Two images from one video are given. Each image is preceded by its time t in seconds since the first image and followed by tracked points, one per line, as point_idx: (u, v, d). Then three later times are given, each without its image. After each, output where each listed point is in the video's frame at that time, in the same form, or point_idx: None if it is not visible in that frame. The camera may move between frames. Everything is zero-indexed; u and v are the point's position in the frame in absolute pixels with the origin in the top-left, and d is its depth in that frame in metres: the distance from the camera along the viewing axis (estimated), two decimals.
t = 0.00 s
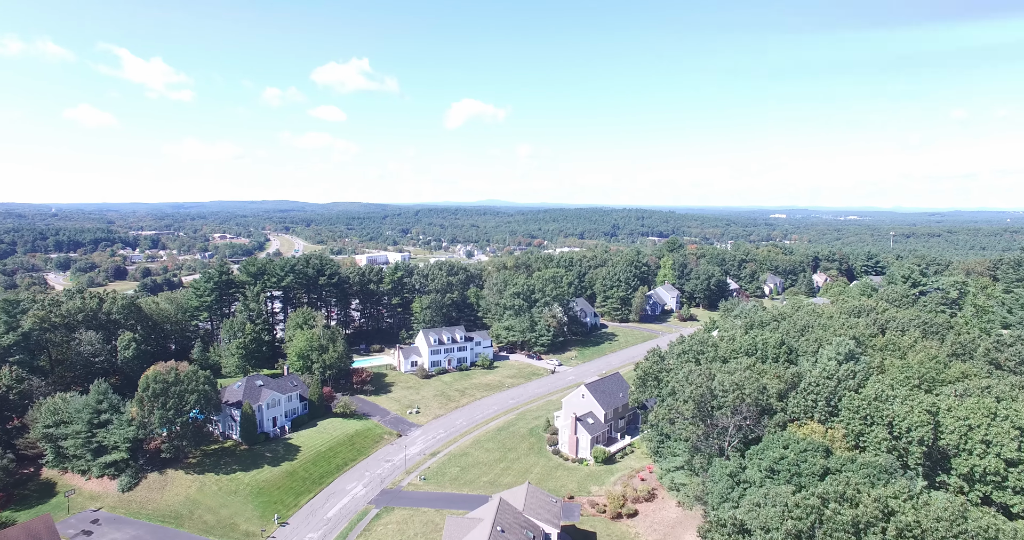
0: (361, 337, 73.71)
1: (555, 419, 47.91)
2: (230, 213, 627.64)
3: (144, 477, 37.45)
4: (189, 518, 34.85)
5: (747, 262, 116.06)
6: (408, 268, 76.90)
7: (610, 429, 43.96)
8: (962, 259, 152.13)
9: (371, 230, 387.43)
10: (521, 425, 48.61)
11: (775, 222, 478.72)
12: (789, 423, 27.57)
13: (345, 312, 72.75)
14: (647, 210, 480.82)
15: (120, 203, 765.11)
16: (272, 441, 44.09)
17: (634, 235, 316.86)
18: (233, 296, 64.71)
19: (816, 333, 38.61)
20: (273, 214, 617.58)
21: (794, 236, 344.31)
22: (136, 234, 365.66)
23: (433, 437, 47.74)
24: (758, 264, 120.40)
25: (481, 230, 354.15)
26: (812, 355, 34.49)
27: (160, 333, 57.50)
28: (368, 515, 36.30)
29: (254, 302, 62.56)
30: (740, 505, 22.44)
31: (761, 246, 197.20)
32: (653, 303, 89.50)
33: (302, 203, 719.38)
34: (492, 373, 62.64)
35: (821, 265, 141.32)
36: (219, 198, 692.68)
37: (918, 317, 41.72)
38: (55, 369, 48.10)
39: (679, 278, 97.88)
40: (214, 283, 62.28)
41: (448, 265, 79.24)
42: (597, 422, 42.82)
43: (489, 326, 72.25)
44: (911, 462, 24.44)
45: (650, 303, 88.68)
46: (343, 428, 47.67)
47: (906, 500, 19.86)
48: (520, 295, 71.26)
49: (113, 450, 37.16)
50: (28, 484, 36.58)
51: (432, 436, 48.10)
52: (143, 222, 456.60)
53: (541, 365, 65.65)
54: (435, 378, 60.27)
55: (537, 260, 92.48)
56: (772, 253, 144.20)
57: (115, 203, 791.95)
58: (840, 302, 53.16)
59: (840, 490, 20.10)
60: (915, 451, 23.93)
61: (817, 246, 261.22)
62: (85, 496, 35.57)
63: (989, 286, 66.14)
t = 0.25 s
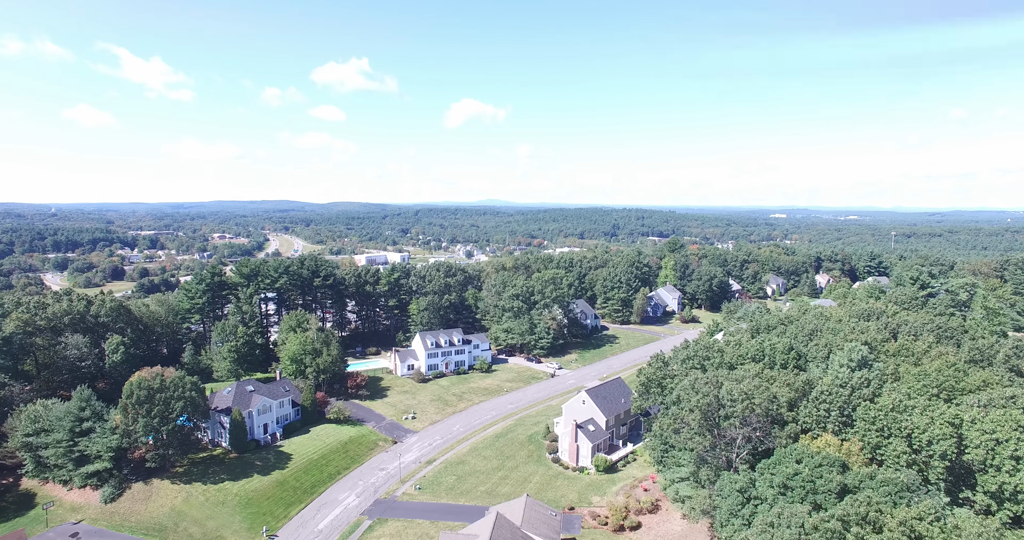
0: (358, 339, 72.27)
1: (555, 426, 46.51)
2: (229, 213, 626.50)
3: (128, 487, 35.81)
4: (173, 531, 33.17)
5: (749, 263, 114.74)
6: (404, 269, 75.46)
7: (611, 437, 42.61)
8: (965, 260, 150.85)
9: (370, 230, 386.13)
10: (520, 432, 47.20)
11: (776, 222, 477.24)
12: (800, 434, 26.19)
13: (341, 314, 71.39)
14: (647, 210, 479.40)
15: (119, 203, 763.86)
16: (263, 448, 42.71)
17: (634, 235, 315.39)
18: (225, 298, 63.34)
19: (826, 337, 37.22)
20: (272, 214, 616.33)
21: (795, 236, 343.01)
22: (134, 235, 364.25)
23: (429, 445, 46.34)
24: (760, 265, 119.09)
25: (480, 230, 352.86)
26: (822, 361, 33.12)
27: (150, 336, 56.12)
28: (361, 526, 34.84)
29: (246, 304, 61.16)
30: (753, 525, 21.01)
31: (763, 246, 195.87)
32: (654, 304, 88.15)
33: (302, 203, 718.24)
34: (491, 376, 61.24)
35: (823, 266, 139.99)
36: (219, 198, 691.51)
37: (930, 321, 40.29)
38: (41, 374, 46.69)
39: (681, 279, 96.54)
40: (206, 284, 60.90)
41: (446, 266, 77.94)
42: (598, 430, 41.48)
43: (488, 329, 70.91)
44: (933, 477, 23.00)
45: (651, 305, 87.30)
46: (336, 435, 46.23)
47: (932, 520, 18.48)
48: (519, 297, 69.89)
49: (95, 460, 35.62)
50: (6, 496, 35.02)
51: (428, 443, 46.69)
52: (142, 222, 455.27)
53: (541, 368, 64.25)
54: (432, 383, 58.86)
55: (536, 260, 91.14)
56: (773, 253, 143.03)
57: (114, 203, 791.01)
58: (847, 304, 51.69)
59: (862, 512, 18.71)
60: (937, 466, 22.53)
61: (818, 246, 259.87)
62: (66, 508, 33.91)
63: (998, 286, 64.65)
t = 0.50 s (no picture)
0: (354, 342, 70.86)
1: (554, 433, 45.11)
2: (228, 213, 625.24)
3: (110, 499, 34.13)
4: None
5: (751, 263, 113.35)
6: (401, 270, 74.12)
7: (612, 445, 41.22)
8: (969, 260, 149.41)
9: (370, 230, 384.85)
10: (518, 439, 45.79)
11: (777, 222, 475.90)
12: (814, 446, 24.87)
13: (336, 316, 69.97)
14: (648, 210, 477.97)
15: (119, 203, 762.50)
16: (253, 457, 41.19)
17: (634, 235, 313.85)
18: (217, 300, 61.82)
19: (835, 341, 35.88)
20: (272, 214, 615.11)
21: (796, 236, 341.50)
22: (133, 234, 362.67)
23: (424, 452, 44.92)
24: (763, 265, 117.85)
25: (480, 230, 351.50)
26: (833, 368, 31.76)
27: (139, 339, 54.60)
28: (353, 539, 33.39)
29: (239, 306, 59.70)
30: None
31: (764, 246, 194.59)
32: (656, 305, 86.81)
33: (301, 203, 716.87)
34: (489, 380, 59.85)
35: (825, 266, 138.70)
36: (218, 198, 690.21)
37: (942, 325, 38.92)
38: (26, 379, 45.29)
39: (682, 280, 95.19)
40: (198, 286, 59.34)
41: (444, 266, 76.50)
42: (599, 437, 40.10)
43: (486, 331, 69.51)
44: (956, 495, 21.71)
45: (653, 306, 85.88)
46: (329, 442, 44.81)
47: None
48: (517, 298, 68.49)
49: (76, 470, 33.99)
50: None
51: (423, 450, 45.27)
52: (141, 222, 453.84)
53: (540, 371, 62.82)
54: (428, 387, 57.45)
55: (536, 261, 89.75)
56: (776, 253, 141.78)
57: (113, 203, 789.77)
58: (854, 306, 50.08)
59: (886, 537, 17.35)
60: (961, 482, 21.20)
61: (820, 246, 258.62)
62: (43, 521, 32.46)
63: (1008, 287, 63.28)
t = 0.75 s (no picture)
0: (350, 345, 69.45)
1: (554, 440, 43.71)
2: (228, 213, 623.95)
3: (90, 511, 32.45)
4: None
5: (754, 263, 111.87)
6: (398, 272, 72.72)
7: (614, 453, 39.84)
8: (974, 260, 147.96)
9: (370, 230, 383.38)
10: (516, 446, 44.37)
11: (778, 222, 474.48)
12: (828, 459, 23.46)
13: (332, 318, 68.65)
14: (648, 210, 476.53)
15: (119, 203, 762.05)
16: (242, 465, 39.78)
17: (635, 235, 312.17)
18: (210, 302, 60.41)
19: (847, 345, 34.42)
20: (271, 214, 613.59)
21: (797, 236, 339.88)
22: (132, 235, 361.55)
23: (419, 460, 43.47)
24: (766, 265, 116.55)
25: (480, 230, 350.27)
26: (846, 374, 30.31)
27: (129, 343, 53.16)
28: None
29: (231, 308, 58.27)
30: None
31: (766, 246, 193.33)
32: (658, 306, 85.48)
33: (302, 203, 716.23)
34: (487, 384, 58.48)
35: (829, 266, 137.39)
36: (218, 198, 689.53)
37: (957, 328, 37.49)
38: (9, 384, 43.64)
39: (684, 281, 93.87)
40: (190, 288, 57.91)
41: (441, 267, 75.14)
42: (600, 446, 38.72)
43: (485, 333, 68.15)
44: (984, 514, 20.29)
45: (654, 307, 84.45)
46: (321, 449, 43.39)
47: None
48: (516, 300, 67.11)
49: (55, 481, 32.63)
50: None
51: (418, 458, 43.82)
52: (140, 222, 452.53)
53: (539, 375, 61.39)
54: (425, 391, 56.02)
55: (535, 262, 88.34)
56: (778, 253, 140.53)
57: (114, 203, 789.35)
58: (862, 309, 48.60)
59: None
60: (990, 501, 19.80)
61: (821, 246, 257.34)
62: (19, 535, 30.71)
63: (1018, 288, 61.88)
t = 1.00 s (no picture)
0: (345, 347, 68.02)
1: (553, 448, 42.28)
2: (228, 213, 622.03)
3: (68, 524, 30.97)
4: None
5: (757, 263, 110.43)
6: (395, 272, 71.20)
7: (616, 461, 38.43)
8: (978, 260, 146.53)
9: (370, 230, 381.96)
10: (515, 453, 42.96)
11: (779, 222, 472.97)
12: (846, 474, 22.10)
13: (327, 320, 67.16)
14: (649, 210, 475.00)
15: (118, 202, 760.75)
16: (231, 474, 38.33)
17: (636, 235, 310.67)
18: (201, 304, 58.87)
19: (859, 349, 33.05)
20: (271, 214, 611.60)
21: (799, 235, 338.38)
22: (132, 234, 360.10)
23: (414, 468, 42.01)
24: (768, 266, 115.12)
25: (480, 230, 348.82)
26: (860, 382, 28.86)
27: (117, 346, 51.45)
28: None
29: (223, 310, 56.75)
30: None
31: (767, 247, 191.92)
32: (660, 308, 84.04)
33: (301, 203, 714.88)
34: (485, 388, 57.06)
35: (832, 266, 136.01)
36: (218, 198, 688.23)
37: (972, 332, 36.02)
38: None
39: (687, 281, 92.42)
40: (181, 289, 56.29)
41: (439, 268, 73.66)
42: (601, 454, 37.33)
43: (483, 336, 66.69)
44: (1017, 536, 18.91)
45: (656, 309, 83.01)
46: (313, 457, 41.94)
47: None
48: (515, 302, 65.68)
49: (31, 493, 31.09)
50: None
51: (413, 466, 42.36)
52: (139, 222, 451.06)
53: (539, 378, 59.97)
54: (422, 396, 54.59)
55: (535, 262, 86.88)
56: (781, 253, 139.04)
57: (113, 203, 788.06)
58: (871, 311, 47.16)
59: None
60: None
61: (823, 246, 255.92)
62: None
63: None
